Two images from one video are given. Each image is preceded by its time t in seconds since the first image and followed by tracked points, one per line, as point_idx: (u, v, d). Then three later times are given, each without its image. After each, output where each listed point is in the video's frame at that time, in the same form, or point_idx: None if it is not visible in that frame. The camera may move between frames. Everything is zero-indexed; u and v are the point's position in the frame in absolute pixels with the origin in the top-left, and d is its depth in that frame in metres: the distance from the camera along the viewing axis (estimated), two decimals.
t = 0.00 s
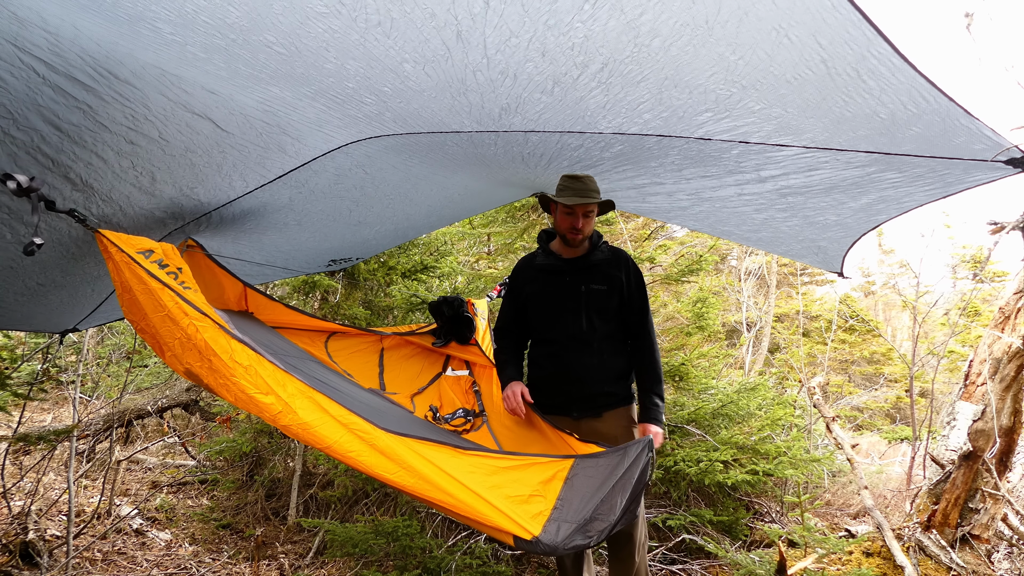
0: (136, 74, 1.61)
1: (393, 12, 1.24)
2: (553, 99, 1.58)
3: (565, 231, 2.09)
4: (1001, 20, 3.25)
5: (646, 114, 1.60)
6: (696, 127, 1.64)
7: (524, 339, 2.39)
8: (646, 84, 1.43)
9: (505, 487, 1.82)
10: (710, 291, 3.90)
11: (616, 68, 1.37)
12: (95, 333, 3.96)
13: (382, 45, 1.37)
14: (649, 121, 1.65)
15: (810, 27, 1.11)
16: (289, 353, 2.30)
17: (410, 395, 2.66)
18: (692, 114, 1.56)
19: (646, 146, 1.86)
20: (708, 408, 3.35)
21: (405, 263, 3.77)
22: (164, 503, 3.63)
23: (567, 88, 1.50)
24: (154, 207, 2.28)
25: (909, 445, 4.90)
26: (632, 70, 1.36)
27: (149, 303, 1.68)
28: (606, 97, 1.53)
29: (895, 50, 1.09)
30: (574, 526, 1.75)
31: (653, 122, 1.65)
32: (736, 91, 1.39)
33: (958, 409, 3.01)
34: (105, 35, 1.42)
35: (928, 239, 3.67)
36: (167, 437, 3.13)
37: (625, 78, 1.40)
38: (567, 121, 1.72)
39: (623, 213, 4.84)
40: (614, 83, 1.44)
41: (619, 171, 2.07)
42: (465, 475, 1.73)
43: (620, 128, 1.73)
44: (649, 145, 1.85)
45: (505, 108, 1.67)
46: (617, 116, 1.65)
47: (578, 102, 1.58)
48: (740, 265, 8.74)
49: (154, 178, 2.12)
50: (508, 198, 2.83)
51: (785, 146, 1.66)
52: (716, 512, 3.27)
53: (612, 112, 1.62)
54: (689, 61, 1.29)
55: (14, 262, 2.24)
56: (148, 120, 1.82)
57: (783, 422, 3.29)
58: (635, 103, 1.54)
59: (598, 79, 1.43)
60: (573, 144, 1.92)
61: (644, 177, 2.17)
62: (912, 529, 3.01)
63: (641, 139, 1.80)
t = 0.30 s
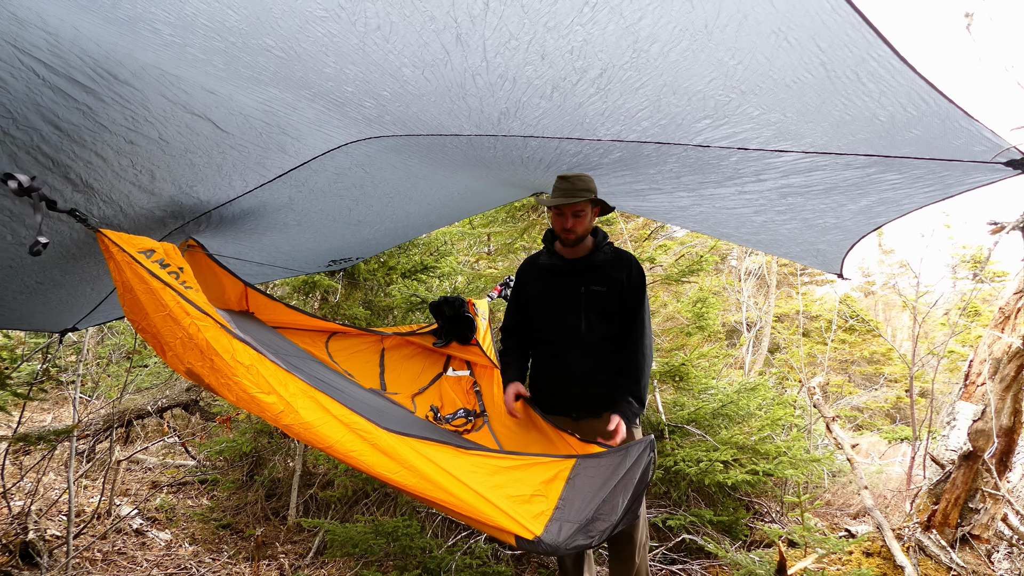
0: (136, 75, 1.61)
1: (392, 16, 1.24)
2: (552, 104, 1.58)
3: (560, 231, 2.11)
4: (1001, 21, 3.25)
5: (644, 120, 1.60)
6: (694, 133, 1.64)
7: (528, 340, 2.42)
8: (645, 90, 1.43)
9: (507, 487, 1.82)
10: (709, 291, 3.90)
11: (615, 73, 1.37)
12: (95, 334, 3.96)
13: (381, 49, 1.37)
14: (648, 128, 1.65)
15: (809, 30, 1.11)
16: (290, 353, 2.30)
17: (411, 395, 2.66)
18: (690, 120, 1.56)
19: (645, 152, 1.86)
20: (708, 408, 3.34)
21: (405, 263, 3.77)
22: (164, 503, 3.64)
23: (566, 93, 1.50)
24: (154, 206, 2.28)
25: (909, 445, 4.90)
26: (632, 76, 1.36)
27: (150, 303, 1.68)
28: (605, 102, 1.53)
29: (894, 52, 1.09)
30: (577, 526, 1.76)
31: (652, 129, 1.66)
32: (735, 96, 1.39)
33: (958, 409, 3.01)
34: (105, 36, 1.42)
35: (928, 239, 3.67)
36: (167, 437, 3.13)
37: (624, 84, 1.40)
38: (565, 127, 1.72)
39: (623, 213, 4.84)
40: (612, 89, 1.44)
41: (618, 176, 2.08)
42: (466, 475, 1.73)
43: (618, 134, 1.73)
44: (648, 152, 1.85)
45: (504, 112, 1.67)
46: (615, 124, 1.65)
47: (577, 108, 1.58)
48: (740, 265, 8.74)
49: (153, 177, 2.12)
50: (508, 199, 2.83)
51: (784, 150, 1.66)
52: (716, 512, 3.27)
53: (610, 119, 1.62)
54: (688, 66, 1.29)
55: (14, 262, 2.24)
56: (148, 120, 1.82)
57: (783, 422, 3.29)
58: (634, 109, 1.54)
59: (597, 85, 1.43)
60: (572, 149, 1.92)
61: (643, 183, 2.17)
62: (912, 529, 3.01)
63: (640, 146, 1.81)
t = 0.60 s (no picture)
0: (137, 77, 1.61)
1: (392, 18, 1.24)
2: (552, 105, 1.58)
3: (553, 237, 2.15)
4: (1001, 21, 3.26)
5: (644, 120, 1.60)
6: (694, 134, 1.64)
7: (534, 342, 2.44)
8: (645, 91, 1.43)
9: (510, 485, 1.81)
10: (709, 291, 3.90)
11: (615, 75, 1.37)
12: (95, 334, 3.96)
13: (381, 50, 1.37)
14: (648, 129, 1.66)
15: (809, 31, 1.11)
16: (291, 354, 2.30)
17: (412, 395, 2.67)
18: (691, 120, 1.56)
19: (645, 153, 1.86)
20: (708, 408, 3.34)
21: (405, 263, 3.77)
22: (164, 503, 3.63)
23: (567, 95, 1.51)
24: (154, 210, 2.28)
25: (909, 445, 4.90)
26: (632, 77, 1.36)
27: (151, 303, 1.68)
28: (605, 103, 1.53)
29: (895, 52, 1.09)
30: (580, 523, 1.77)
31: (652, 129, 1.66)
32: (735, 97, 1.39)
33: (958, 409, 3.01)
34: (105, 38, 1.42)
35: (929, 239, 3.67)
36: (167, 437, 3.12)
37: (624, 85, 1.40)
38: (565, 128, 1.72)
39: (623, 213, 4.85)
40: (612, 90, 1.44)
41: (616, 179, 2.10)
42: (469, 473, 1.73)
43: (618, 135, 1.73)
44: (647, 152, 1.85)
45: (504, 114, 1.67)
46: (615, 125, 1.65)
47: (577, 109, 1.58)
48: (740, 265, 8.74)
49: (154, 182, 2.12)
50: (508, 200, 2.83)
51: (784, 150, 1.66)
52: (716, 512, 3.27)
53: (611, 119, 1.62)
54: (688, 66, 1.29)
55: (14, 263, 2.24)
56: (148, 125, 1.83)
57: (783, 422, 3.29)
58: (634, 110, 1.54)
59: (597, 86, 1.43)
60: (571, 150, 1.92)
61: (643, 184, 2.18)
62: (911, 529, 3.01)
63: (640, 147, 1.81)
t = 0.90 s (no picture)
0: (137, 77, 1.61)
1: (392, 16, 1.24)
2: (552, 103, 1.58)
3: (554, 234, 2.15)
4: (1001, 21, 3.26)
5: (645, 117, 1.60)
6: (695, 131, 1.64)
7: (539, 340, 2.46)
8: (645, 88, 1.43)
9: (513, 483, 1.81)
10: (709, 291, 3.90)
11: (616, 72, 1.37)
12: (95, 334, 3.96)
13: (381, 49, 1.37)
14: (649, 126, 1.66)
15: (809, 28, 1.11)
16: (292, 355, 2.30)
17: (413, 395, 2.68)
18: (691, 117, 1.56)
19: (645, 150, 1.86)
20: (708, 408, 3.35)
21: (405, 262, 3.77)
22: (164, 503, 3.64)
23: (567, 93, 1.50)
24: (155, 211, 2.28)
25: (909, 445, 4.90)
26: (632, 74, 1.36)
27: (153, 302, 1.68)
28: (606, 100, 1.53)
29: (895, 50, 1.09)
30: (582, 521, 1.76)
31: (653, 126, 1.66)
32: (736, 94, 1.39)
33: (958, 410, 3.01)
34: (104, 38, 1.42)
35: (928, 239, 3.67)
36: (167, 437, 3.12)
37: (624, 82, 1.40)
38: (566, 125, 1.72)
39: (623, 212, 4.85)
40: (613, 87, 1.44)
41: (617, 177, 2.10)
42: (471, 471, 1.73)
43: (619, 132, 1.73)
44: (648, 150, 1.85)
45: (505, 112, 1.67)
46: (616, 122, 1.65)
47: (577, 106, 1.58)
48: (740, 265, 8.74)
49: (155, 183, 2.12)
50: (508, 200, 2.83)
51: (785, 148, 1.66)
52: (716, 512, 3.27)
53: (611, 116, 1.62)
54: (689, 63, 1.29)
55: (15, 265, 2.24)
56: (149, 124, 1.82)
57: (783, 422, 3.29)
58: (634, 107, 1.54)
59: (597, 83, 1.43)
60: (572, 149, 1.92)
61: (643, 182, 2.18)
62: (912, 529, 3.01)
63: (640, 144, 1.81)
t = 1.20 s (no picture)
0: (137, 78, 1.61)
1: (393, 12, 1.24)
2: (553, 99, 1.58)
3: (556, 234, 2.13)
4: (1001, 21, 3.26)
5: (646, 114, 1.60)
6: (695, 128, 1.64)
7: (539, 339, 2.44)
8: (646, 85, 1.43)
9: (512, 482, 1.80)
10: (710, 291, 3.90)
11: (616, 68, 1.37)
12: (95, 334, 3.95)
13: (382, 45, 1.37)
14: (649, 123, 1.66)
15: (809, 27, 1.11)
16: (292, 354, 2.30)
17: (415, 394, 2.67)
18: (692, 114, 1.56)
19: (646, 148, 1.86)
20: (708, 408, 3.35)
21: (405, 262, 3.77)
22: (164, 503, 3.63)
23: (567, 89, 1.51)
24: (155, 212, 2.28)
25: (909, 445, 4.90)
26: (632, 70, 1.37)
27: (152, 303, 1.68)
28: (606, 97, 1.53)
29: (895, 48, 1.09)
30: (584, 519, 1.76)
31: (653, 123, 1.66)
32: (736, 91, 1.39)
33: (958, 410, 3.02)
34: (105, 37, 1.42)
35: (928, 239, 3.67)
36: (167, 437, 3.12)
37: (625, 78, 1.40)
38: (566, 122, 1.72)
39: (623, 213, 4.85)
40: (613, 83, 1.44)
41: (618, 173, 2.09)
42: (471, 471, 1.73)
43: (620, 129, 1.73)
44: (648, 148, 1.85)
45: (506, 109, 1.67)
46: (617, 118, 1.65)
47: (578, 103, 1.58)
48: (740, 265, 8.74)
49: (155, 185, 2.12)
50: (508, 200, 2.83)
51: (785, 146, 1.66)
52: (716, 512, 3.27)
53: (612, 113, 1.62)
54: (689, 60, 1.29)
55: (15, 265, 2.24)
56: (149, 126, 1.82)
57: (783, 422, 3.29)
58: (635, 103, 1.54)
59: (598, 79, 1.43)
60: (572, 146, 1.92)
61: (644, 180, 2.18)
62: (912, 529, 3.01)
63: (641, 141, 1.81)
